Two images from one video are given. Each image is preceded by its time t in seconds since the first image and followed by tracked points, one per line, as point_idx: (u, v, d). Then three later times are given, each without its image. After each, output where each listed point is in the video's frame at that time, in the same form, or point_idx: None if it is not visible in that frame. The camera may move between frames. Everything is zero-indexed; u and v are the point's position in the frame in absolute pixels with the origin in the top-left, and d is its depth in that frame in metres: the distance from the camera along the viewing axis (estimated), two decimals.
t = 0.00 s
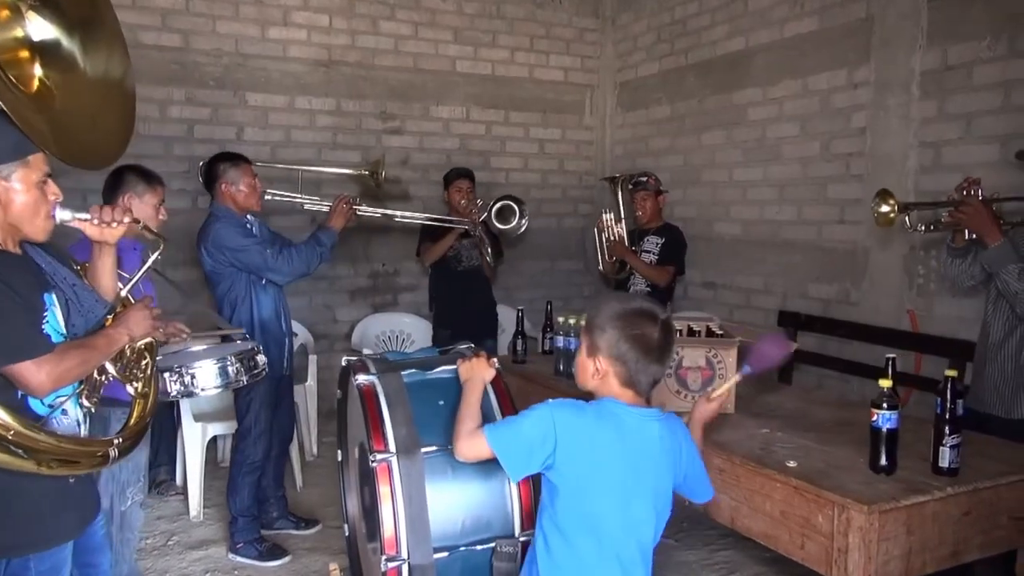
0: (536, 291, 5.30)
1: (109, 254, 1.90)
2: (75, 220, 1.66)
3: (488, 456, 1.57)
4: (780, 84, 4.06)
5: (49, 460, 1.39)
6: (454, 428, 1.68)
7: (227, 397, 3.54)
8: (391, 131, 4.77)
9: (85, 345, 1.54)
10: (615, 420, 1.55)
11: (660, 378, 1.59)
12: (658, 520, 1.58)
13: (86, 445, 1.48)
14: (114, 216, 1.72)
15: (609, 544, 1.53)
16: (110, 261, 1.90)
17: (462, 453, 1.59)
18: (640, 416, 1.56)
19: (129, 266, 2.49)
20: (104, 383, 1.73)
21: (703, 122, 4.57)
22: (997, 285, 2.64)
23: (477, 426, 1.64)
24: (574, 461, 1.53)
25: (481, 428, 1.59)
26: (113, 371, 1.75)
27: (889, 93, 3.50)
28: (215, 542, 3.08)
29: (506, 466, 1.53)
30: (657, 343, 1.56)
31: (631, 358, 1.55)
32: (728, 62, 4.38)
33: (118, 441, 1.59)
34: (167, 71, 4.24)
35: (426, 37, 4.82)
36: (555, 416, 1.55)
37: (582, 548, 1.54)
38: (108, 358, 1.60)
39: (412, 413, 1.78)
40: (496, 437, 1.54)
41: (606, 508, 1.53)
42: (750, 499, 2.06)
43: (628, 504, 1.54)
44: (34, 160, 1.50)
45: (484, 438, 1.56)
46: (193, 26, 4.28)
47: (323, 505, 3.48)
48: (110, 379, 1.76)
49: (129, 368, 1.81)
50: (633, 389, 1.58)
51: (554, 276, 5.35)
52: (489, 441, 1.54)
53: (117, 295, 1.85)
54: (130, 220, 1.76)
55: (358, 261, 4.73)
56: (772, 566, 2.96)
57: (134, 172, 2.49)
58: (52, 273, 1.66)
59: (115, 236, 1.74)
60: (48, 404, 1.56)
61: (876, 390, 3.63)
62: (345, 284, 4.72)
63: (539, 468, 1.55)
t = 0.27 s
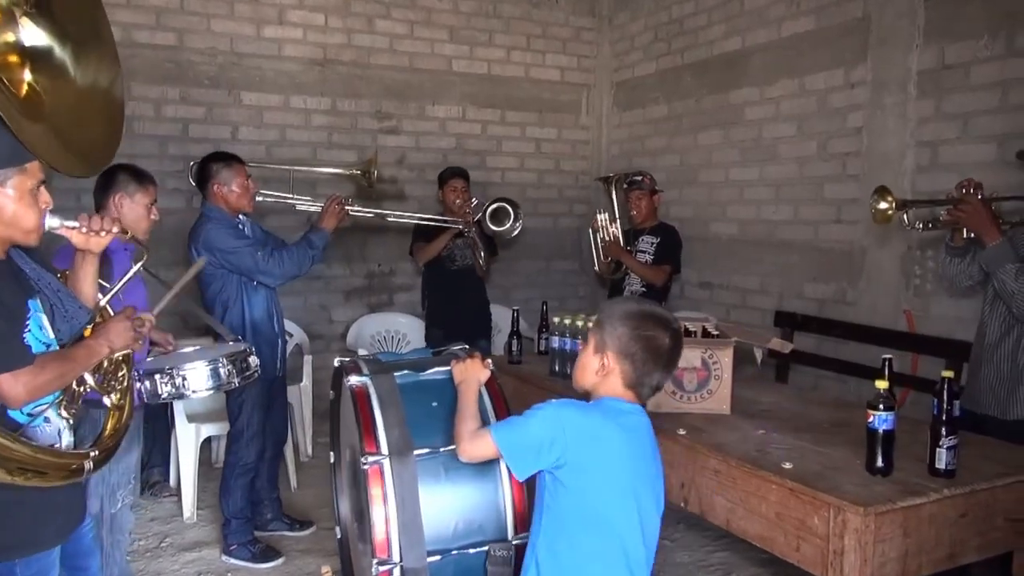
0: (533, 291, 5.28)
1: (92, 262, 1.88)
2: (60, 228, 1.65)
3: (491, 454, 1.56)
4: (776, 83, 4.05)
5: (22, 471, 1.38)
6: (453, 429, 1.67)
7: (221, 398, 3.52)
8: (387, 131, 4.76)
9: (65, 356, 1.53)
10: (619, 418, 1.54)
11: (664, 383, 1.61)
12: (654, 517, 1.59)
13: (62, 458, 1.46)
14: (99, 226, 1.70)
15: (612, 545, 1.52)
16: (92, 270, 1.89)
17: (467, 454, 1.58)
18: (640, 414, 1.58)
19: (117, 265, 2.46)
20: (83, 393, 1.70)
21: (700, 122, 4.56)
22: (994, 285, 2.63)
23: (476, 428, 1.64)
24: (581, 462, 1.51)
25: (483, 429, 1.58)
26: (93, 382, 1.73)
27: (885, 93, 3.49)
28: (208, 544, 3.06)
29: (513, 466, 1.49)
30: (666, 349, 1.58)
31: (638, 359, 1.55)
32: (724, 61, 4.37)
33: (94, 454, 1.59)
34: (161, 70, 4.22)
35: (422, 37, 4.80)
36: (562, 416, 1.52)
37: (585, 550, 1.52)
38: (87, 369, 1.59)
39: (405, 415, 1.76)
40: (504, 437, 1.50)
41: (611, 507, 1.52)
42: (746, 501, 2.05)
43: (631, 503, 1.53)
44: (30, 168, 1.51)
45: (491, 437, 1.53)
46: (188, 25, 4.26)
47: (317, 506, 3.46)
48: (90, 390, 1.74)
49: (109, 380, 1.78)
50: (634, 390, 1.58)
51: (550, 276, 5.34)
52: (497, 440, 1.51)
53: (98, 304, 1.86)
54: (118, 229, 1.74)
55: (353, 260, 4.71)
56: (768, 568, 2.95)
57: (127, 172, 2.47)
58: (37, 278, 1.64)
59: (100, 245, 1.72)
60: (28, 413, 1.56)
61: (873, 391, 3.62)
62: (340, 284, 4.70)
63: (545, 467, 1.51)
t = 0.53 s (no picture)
0: (495, 289, 5.27)
1: (37, 260, 1.89)
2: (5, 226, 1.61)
3: (430, 452, 1.54)
4: (736, 83, 4.09)
5: None
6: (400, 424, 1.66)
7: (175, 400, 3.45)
8: (347, 128, 4.70)
9: (12, 357, 1.58)
10: (561, 414, 1.54)
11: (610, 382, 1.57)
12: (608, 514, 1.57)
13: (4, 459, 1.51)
14: (45, 222, 1.66)
15: (560, 540, 1.52)
16: (36, 267, 1.89)
17: (405, 450, 1.56)
18: (586, 408, 1.55)
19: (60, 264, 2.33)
20: (30, 393, 1.74)
21: (661, 121, 4.59)
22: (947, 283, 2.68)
23: (421, 424, 1.62)
24: (522, 457, 1.52)
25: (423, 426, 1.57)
26: (39, 382, 1.76)
27: (842, 94, 3.54)
28: (162, 549, 2.99)
29: (452, 463, 1.51)
30: (609, 348, 1.55)
31: (580, 358, 1.53)
32: (685, 61, 4.40)
33: (42, 455, 1.64)
34: (114, 63, 4.12)
35: (383, 33, 4.76)
36: (502, 412, 1.52)
37: (531, 545, 1.52)
38: (33, 368, 1.64)
39: (360, 418, 1.74)
40: (440, 434, 1.52)
41: (555, 503, 1.52)
42: (705, 497, 2.06)
43: (576, 499, 1.53)
44: None
45: (428, 434, 1.53)
46: (142, 17, 4.16)
47: (275, 508, 3.41)
48: (36, 391, 1.77)
49: (55, 380, 1.81)
50: (578, 390, 1.56)
51: (512, 275, 5.33)
52: (433, 438, 1.52)
53: (43, 303, 1.85)
54: (64, 225, 1.70)
55: (313, 259, 4.65)
56: (726, 564, 2.98)
57: (72, 167, 2.40)
58: None
59: (45, 242, 1.67)
60: None
61: (829, 388, 3.67)
62: (300, 282, 4.64)
63: (485, 464, 1.53)
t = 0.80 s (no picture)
0: (447, 287, 5.25)
1: None
2: None
3: (394, 446, 1.53)
4: (686, 83, 4.15)
5: None
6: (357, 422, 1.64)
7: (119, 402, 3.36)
8: (297, 123, 4.63)
9: None
10: (519, 408, 1.54)
11: (566, 379, 1.59)
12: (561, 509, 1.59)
13: None
14: None
15: (515, 534, 1.53)
16: None
17: (366, 446, 1.55)
18: (543, 405, 1.57)
19: None
20: None
21: (613, 120, 4.62)
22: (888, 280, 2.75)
23: (380, 420, 1.60)
24: (482, 449, 1.51)
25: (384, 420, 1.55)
26: None
27: (788, 95, 3.62)
28: (105, 556, 2.91)
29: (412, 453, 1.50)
30: (566, 346, 1.56)
31: (537, 357, 1.54)
32: (637, 61, 4.44)
33: None
34: (52, 54, 3.99)
35: (334, 28, 4.70)
36: (465, 404, 1.52)
37: (485, 538, 1.53)
38: None
39: (314, 417, 1.72)
40: (398, 425, 1.50)
41: (512, 497, 1.52)
42: (659, 493, 2.08)
43: (533, 493, 1.53)
44: None
45: (390, 428, 1.51)
46: (82, 7, 4.04)
47: (223, 512, 3.35)
48: None
49: None
50: (536, 388, 1.58)
51: (464, 273, 5.32)
52: (393, 429, 1.51)
53: None
54: None
55: (262, 257, 4.58)
56: (678, 558, 3.02)
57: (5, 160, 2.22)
58: None
59: None
60: None
61: (777, 383, 3.75)
62: (249, 281, 4.55)
63: (443, 456, 1.52)
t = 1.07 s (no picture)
0: (412, 286, 5.23)
1: None
2: None
3: (352, 450, 1.51)
4: (649, 83, 4.18)
5: None
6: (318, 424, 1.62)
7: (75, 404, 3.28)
8: (259, 120, 4.57)
9: None
10: (484, 407, 1.54)
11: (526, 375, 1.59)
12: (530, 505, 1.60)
13: None
14: None
15: (484, 533, 1.53)
16: None
17: (326, 449, 1.53)
18: (507, 403, 1.57)
19: None
20: None
21: (577, 119, 4.65)
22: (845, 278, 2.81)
23: (342, 421, 1.59)
24: (449, 450, 1.51)
25: (345, 421, 1.54)
26: None
27: (749, 96, 3.67)
28: (62, 562, 2.84)
29: (379, 456, 1.48)
30: (523, 341, 1.56)
31: (495, 353, 1.54)
32: (601, 61, 4.47)
33: None
34: (4, 46, 3.89)
35: (296, 23, 4.65)
36: (430, 404, 1.51)
37: (455, 539, 1.52)
38: None
39: (271, 421, 1.71)
40: (364, 428, 1.49)
41: (482, 496, 1.52)
42: (625, 490, 2.10)
43: (503, 491, 1.54)
44: None
45: (354, 430, 1.50)
46: None
47: (184, 514, 3.29)
48: None
49: None
50: (498, 384, 1.58)
51: (429, 272, 5.30)
52: (359, 432, 1.49)
53: None
54: None
55: (223, 256, 4.51)
56: (643, 554, 3.05)
57: None
58: None
59: None
60: None
61: (740, 379, 3.80)
62: (209, 280, 4.49)
63: (411, 458, 1.51)
